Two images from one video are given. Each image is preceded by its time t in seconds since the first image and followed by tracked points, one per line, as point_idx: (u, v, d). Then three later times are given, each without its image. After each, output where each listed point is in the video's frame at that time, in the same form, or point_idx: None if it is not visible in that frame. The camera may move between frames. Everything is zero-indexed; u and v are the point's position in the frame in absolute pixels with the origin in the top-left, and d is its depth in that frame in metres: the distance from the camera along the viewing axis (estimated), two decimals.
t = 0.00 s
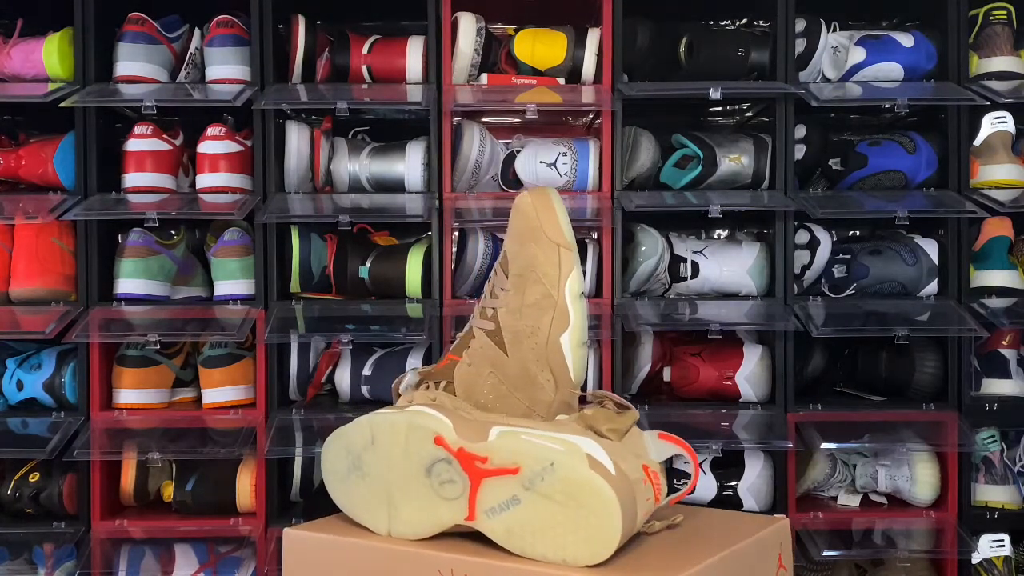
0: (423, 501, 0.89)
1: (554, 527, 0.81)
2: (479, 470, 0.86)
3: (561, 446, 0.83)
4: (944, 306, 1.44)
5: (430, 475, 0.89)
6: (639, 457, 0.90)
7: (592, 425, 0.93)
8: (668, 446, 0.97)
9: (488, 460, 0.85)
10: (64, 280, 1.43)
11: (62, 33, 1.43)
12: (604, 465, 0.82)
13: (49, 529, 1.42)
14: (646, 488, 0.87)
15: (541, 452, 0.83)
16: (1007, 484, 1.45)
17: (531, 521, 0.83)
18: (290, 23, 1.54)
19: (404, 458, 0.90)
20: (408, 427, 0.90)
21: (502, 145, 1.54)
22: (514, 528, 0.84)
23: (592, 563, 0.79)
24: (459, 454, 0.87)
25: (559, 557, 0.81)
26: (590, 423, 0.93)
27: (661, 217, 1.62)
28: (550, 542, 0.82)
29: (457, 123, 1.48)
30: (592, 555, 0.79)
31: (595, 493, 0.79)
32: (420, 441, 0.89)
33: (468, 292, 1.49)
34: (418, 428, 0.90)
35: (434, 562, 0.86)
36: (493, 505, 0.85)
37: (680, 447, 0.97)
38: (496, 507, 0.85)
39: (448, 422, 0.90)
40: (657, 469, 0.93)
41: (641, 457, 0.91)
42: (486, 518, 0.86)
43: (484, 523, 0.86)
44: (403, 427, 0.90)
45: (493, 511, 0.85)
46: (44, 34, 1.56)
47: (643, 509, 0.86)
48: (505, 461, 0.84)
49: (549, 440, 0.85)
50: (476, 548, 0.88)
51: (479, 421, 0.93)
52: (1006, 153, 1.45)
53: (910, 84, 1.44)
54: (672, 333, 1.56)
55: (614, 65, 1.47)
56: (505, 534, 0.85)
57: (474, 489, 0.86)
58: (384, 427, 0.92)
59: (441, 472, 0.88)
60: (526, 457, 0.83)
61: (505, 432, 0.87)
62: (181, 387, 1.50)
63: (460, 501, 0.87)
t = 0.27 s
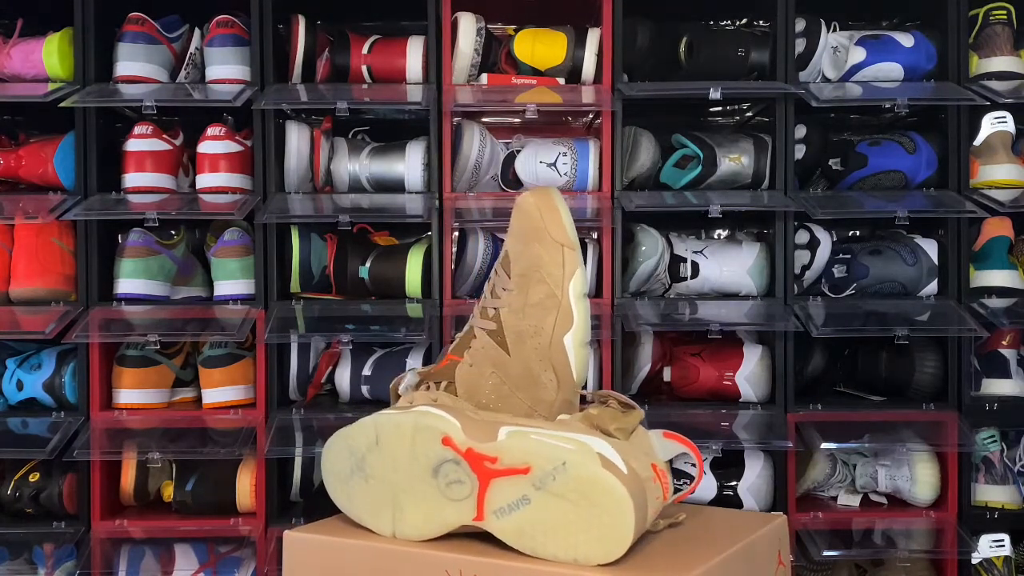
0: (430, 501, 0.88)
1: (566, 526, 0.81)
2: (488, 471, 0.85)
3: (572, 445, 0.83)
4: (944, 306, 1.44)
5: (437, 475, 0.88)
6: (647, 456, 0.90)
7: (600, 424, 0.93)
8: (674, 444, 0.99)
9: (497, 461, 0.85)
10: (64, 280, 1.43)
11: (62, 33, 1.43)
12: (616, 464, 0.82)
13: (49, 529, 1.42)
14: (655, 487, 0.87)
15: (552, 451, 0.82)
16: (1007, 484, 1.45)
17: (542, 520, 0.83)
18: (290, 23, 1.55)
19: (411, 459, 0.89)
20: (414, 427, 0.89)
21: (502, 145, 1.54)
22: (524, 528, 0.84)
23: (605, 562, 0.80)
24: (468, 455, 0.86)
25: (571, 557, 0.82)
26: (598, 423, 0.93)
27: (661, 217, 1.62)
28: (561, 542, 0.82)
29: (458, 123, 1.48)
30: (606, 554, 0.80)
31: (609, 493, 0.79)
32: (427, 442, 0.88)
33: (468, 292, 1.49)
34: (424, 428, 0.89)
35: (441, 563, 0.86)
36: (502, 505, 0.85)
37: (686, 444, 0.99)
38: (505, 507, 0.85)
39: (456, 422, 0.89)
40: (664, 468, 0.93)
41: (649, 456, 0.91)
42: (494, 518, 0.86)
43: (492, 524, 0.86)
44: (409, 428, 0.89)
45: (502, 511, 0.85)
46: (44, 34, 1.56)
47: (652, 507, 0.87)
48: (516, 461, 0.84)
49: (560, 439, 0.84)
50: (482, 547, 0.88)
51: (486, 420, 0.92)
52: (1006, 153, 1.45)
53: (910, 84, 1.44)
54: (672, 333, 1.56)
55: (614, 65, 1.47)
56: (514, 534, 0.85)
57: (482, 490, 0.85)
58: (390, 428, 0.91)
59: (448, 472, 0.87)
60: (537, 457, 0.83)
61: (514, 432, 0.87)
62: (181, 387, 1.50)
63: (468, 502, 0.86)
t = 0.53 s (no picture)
0: (436, 502, 0.88)
1: (577, 526, 0.82)
2: (496, 471, 0.85)
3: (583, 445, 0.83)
4: (944, 306, 1.44)
5: (445, 476, 0.88)
6: (655, 456, 0.91)
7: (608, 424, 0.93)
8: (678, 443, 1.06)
9: (507, 461, 0.84)
10: (64, 280, 1.43)
11: (62, 33, 1.43)
12: (627, 463, 0.82)
13: (49, 529, 1.42)
14: (664, 485, 0.88)
15: (563, 451, 0.82)
16: (1007, 484, 1.45)
17: (552, 521, 0.83)
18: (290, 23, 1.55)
19: (417, 460, 0.89)
20: (421, 428, 0.88)
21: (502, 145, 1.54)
22: (534, 528, 0.84)
23: (617, 560, 0.80)
24: (476, 455, 0.86)
25: (582, 556, 0.82)
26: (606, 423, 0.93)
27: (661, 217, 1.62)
28: (572, 541, 0.82)
29: (457, 123, 1.48)
30: (618, 553, 0.80)
31: (622, 492, 0.79)
32: (435, 442, 0.88)
33: (468, 292, 1.49)
34: (432, 429, 0.88)
35: (449, 563, 0.86)
36: (511, 505, 0.85)
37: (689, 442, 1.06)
38: (514, 507, 0.85)
39: (463, 423, 0.89)
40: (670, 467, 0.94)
41: (656, 454, 0.91)
42: (503, 518, 0.85)
43: (501, 524, 0.86)
44: (416, 429, 0.89)
45: (511, 511, 0.85)
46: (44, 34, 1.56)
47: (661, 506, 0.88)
48: (526, 461, 0.84)
49: (570, 439, 0.84)
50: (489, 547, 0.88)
51: (493, 420, 0.92)
52: (1006, 153, 1.45)
53: (910, 84, 1.44)
54: (673, 333, 1.56)
55: (614, 65, 1.47)
56: (523, 534, 0.85)
57: (491, 490, 0.85)
58: (395, 428, 0.90)
59: (456, 473, 0.87)
60: (548, 456, 0.83)
61: (524, 432, 0.86)
62: (181, 387, 1.50)
63: (476, 502, 0.86)
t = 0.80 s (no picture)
0: (444, 503, 0.88)
1: (588, 525, 0.82)
2: (506, 471, 0.85)
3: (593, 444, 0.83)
4: (944, 306, 1.44)
5: (453, 476, 0.87)
6: (663, 455, 0.91)
7: (616, 424, 0.93)
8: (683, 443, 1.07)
9: (517, 461, 0.84)
10: (64, 280, 1.43)
11: (62, 33, 1.43)
12: (638, 462, 0.83)
13: (49, 529, 1.42)
14: (672, 484, 0.88)
15: (574, 450, 0.82)
16: (1007, 484, 1.45)
17: (563, 520, 0.83)
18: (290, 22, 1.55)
19: (425, 460, 0.88)
20: (429, 428, 0.88)
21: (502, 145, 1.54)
22: (544, 528, 0.84)
23: (628, 559, 0.81)
24: (486, 455, 0.85)
25: (593, 556, 0.82)
26: (614, 423, 0.94)
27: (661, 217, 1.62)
28: (582, 541, 0.82)
29: (457, 123, 1.48)
30: (629, 552, 0.81)
31: (634, 491, 0.79)
32: (443, 443, 0.88)
33: (468, 292, 1.49)
34: (440, 429, 0.88)
35: (458, 563, 0.85)
36: (521, 505, 0.85)
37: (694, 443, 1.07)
38: (524, 507, 0.84)
39: (471, 423, 0.88)
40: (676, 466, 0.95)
41: (663, 453, 0.92)
42: (512, 518, 0.85)
43: (509, 524, 0.86)
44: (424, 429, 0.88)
45: (520, 511, 0.85)
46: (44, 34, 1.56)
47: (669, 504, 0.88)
48: (536, 461, 0.83)
49: (581, 439, 0.84)
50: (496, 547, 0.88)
51: (500, 420, 0.92)
52: (1006, 153, 1.45)
53: (910, 84, 1.44)
54: (672, 333, 1.56)
55: (614, 65, 1.47)
56: (533, 534, 0.85)
57: (500, 490, 0.85)
58: (403, 428, 0.89)
59: (464, 473, 0.87)
60: (559, 456, 0.82)
61: (533, 432, 0.86)
62: (181, 387, 1.50)
63: (485, 502, 0.86)
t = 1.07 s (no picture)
0: (451, 504, 0.87)
1: (598, 524, 0.82)
2: (516, 471, 0.85)
3: (605, 443, 0.83)
4: (944, 306, 1.44)
5: (461, 477, 0.87)
6: (670, 454, 0.92)
7: (623, 422, 0.94)
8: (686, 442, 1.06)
9: (527, 460, 0.84)
10: (64, 280, 1.43)
11: (62, 33, 1.43)
12: (649, 461, 0.83)
13: (49, 529, 1.42)
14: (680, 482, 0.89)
15: (585, 450, 0.82)
16: (1007, 484, 1.45)
17: (574, 520, 0.83)
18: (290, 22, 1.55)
19: (433, 461, 0.88)
20: (438, 429, 0.87)
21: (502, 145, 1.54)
22: (554, 528, 0.84)
23: (639, 558, 0.81)
24: (495, 455, 0.85)
25: (603, 554, 0.83)
26: (620, 421, 0.94)
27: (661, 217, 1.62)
28: (592, 540, 0.83)
29: (457, 123, 1.48)
30: (640, 550, 0.81)
31: (647, 489, 0.80)
32: (452, 443, 0.87)
33: (468, 292, 1.49)
34: (449, 429, 0.87)
35: (467, 564, 0.85)
36: (530, 505, 0.84)
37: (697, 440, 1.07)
38: (533, 507, 0.84)
39: (479, 423, 0.88)
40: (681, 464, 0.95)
41: (669, 452, 0.93)
42: (521, 518, 0.85)
43: (518, 524, 0.85)
44: (431, 429, 0.88)
45: (530, 511, 0.84)
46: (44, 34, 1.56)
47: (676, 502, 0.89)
48: (547, 461, 0.84)
49: (590, 438, 0.84)
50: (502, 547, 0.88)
51: (508, 421, 0.91)
52: (1007, 153, 1.45)
53: (910, 84, 1.44)
54: (672, 333, 1.56)
55: (614, 65, 1.47)
56: (542, 535, 0.85)
57: (510, 490, 0.85)
58: (410, 429, 0.88)
59: (472, 473, 0.87)
60: (570, 455, 0.83)
61: (542, 431, 0.86)
62: (181, 387, 1.50)
63: (494, 503, 0.86)
